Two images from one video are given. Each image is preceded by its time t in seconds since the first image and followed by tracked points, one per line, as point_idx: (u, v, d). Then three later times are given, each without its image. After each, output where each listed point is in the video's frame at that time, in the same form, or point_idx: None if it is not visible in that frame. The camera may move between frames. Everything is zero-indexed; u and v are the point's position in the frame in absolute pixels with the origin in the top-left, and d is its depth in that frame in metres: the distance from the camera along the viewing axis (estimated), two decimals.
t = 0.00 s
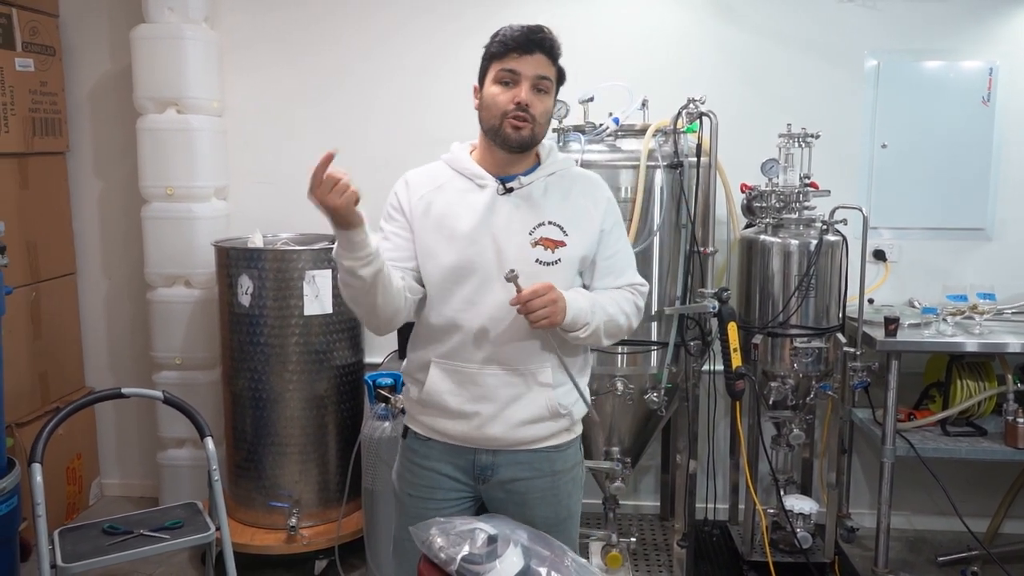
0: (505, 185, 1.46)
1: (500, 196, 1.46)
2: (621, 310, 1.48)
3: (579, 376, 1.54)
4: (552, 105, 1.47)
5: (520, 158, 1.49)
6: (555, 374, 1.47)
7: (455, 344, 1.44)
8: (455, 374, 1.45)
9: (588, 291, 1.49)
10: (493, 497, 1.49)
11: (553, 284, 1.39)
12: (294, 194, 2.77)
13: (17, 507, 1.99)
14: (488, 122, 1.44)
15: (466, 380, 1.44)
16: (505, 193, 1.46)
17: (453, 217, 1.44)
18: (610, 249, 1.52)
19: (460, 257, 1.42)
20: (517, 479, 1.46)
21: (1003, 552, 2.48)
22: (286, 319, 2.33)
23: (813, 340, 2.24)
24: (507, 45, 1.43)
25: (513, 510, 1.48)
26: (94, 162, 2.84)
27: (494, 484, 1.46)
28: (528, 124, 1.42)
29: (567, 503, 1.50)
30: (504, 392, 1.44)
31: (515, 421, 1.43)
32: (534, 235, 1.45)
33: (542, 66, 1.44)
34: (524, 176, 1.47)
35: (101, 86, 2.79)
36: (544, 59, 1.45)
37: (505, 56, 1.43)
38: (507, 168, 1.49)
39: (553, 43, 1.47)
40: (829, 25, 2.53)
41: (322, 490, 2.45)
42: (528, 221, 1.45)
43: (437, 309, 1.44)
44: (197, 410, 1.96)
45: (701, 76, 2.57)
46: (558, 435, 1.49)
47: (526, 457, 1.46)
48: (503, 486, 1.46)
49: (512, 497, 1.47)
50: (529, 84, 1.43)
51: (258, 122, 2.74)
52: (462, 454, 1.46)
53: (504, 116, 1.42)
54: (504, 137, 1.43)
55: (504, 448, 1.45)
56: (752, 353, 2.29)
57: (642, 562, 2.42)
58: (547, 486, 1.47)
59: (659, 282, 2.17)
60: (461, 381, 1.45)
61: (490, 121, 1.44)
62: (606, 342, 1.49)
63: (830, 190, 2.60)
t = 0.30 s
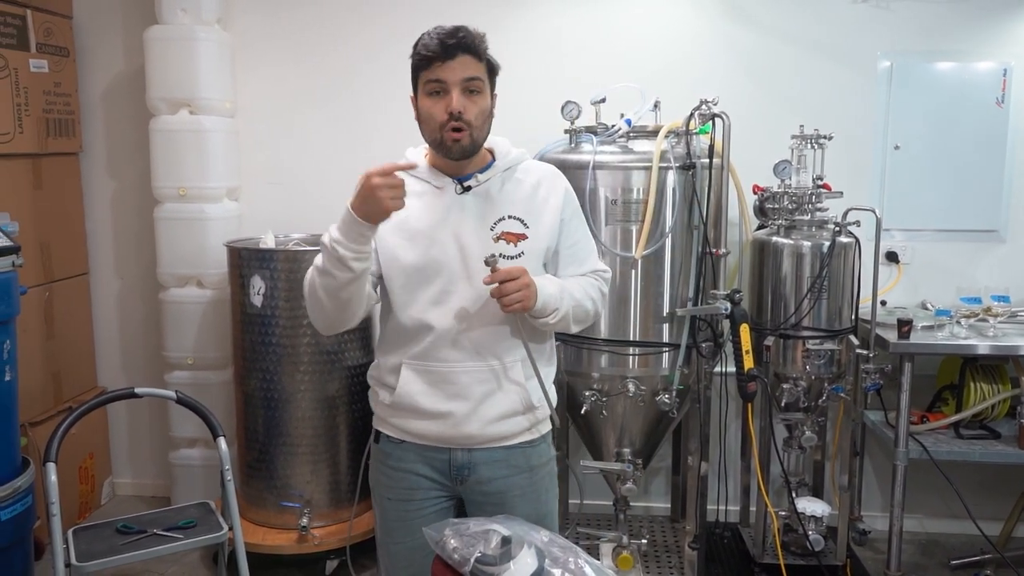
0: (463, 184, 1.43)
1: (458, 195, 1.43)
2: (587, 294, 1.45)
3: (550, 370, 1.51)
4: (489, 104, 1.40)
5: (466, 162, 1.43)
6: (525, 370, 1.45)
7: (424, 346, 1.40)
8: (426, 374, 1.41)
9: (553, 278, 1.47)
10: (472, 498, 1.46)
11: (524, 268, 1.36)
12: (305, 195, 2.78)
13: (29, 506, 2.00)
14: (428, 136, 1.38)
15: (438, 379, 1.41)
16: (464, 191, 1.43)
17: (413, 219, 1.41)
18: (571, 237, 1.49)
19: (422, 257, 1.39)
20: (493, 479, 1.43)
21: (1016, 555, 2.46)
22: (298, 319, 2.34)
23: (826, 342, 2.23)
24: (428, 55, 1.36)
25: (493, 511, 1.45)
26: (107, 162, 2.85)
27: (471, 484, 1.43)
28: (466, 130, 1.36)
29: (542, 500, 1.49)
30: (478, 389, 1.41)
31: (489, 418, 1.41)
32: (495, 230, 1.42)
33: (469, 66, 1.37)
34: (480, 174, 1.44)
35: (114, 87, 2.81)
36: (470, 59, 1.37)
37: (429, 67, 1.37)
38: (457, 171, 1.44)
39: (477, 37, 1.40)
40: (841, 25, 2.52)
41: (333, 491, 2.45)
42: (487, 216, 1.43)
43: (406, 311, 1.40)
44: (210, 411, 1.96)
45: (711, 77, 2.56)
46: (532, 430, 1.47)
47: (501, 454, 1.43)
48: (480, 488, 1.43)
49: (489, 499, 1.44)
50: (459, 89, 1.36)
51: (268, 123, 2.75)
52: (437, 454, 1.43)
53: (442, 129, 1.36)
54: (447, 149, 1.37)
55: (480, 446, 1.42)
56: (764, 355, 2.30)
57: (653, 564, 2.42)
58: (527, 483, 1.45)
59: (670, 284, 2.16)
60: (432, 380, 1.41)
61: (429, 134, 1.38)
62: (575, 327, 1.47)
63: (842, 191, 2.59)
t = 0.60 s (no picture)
0: (446, 186, 1.42)
1: (442, 198, 1.42)
2: (571, 296, 1.47)
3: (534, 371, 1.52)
4: (473, 104, 1.40)
5: (447, 160, 1.42)
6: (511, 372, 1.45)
7: (410, 351, 1.39)
8: (414, 378, 1.40)
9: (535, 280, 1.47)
10: (458, 501, 1.47)
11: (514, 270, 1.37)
12: (293, 195, 2.77)
13: (13, 509, 1.97)
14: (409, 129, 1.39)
15: (426, 383, 1.40)
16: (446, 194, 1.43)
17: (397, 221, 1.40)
18: (553, 240, 1.50)
19: (407, 260, 1.38)
20: (480, 482, 1.44)
21: (998, 555, 2.50)
22: (285, 321, 2.32)
23: (813, 344, 2.25)
24: (416, 49, 1.37)
25: (478, 514, 1.45)
26: (91, 161, 2.83)
27: (459, 487, 1.43)
28: (445, 126, 1.36)
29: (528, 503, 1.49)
30: (467, 391, 1.41)
31: (479, 420, 1.41)
32: (481, 231, 1.42)
33: (455, 65, 1.37)
34: (463, 175, 1.44)
35: (99, 84, 2.78)
36: (458, 57, 1.38)
37: (416, 61, 1.38)
38: (440, 169, 1.43)
39: (469, 39, 1.40)
40: (830, 29, 2.54)
41: (321, 492, 2.44)
42: (472, 218, 1.42)
43: (392, 314, 1.38)
44: (195, 411, 1.93)
45: (700, 80, 2.58)
46: (518, 431, 1.47)
47: (488, 457, 1.44)
48: (467, 491, 1.44)
49: (475, 502, 1.45)
50: (443, 86, 1.37)
51: (257, 122, 2.74)
52: (423, 458, 1.42)
53: (421, 121, 1.36)
54: (425, 142, 1.37)
55: (469, 448, 1.42)
56: (752, 357, 2.31)
57: (640, 565, 2.43)
58: (513, 485, 1.46)
59: (659, 285, 2.17)
60: (420, 384, 1.40)
61: (408, 127, 1.38)
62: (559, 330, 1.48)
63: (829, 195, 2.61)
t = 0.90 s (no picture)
0: (463, 184, 1.42)
1: (458, 195, 1.41)
2: (587, 294, 1.46)
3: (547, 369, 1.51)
4: (490, 101, 1.39)
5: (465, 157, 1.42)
6: (527, 370, 1.45)
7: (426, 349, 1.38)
8: (430, 376, 1.40)
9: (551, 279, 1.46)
10: (471, 499, 1.46)
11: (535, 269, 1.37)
12: (291, 192, 2.75)
13: (11, 508, 1.96)
14: (428, 128, 1.37)
15: (442, 381, 1.39)
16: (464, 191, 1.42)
17: (413, 220, 1.39)
18: (568, 240, 1.49)
19: (424, 257, 1.37)
20: (493, 480, 1.43)
21: (994, 550, 2.52)
22: (284, 318, 2.31)
23: (811, 342, 2.26)
24: (433, 48, 1.35)
25: (492, 513, 1.45)
26: (85, 158, 2.80)
27: (472, 485, 1.43)
28: (467, 124, 1.36)
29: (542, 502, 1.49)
30: (483, 389, 1.40)
31: (494, 419, 1.41)
32: (497, 230, 1.41)
33: (474, 63, 1.36)
34: (479, 173, 1.43)
35: (93, 80, 2.75)
36: (475, 55, 1.37)
37: (434, 60, 1.36)
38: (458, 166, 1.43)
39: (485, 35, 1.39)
40: (830, 27, 2.54)
41: (319, 491, 2.43)
42: (489, 217, 1.42)
43: (404, 312, 1.38)
44: (194, 409, 1.91)
45: (699, 77, 2.58)
46: (530, 430, 1.47)
47: (502, 455, 1.43)
48: (481, 489, 1.43)
49: (488, 500, 1.44)
50: (462, 84, 1.35)
51: (254, 119, 2.72)
52: (438, 456, 1.41)
53: (442, 120, 1.35)
54: (446, 142, 1.36)
55: (483, 447, 1.42)
56: (751, 354, 2.31)
57: (639, 562, 2.43)
58: (526, 482, 1.46)
59: (659, 283, 2.17)
60: (436, 382, 1.40)
61: (428, 126, 1.37)
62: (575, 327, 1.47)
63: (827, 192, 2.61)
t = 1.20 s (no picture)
0: (474, 189, 1.42)
1: (468, 200, 1.41)
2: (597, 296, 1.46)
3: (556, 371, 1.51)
4: (502, 115, 1.39)
5: (474, 170, 1.42)
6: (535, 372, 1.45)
7: (435, 352, 1.39)
8: (439, 379, 1.40)
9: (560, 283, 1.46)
10: (480, 501, 1.46)
11: (542, 275, 1.37)
12: (287, 194, 2.74)
13: (8, 514, 1.94)
14: (438, 142, 1.37)
15: (451, 384, 1.39)
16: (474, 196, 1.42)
17: (424, 225, 1.39)
18: (578, 243, 1.49)
19: (433, 260, 1.37)
20: (501, 482, 1.43)
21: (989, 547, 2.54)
22: (281, 321, 2.30)
23: (808, 342, 2.27)
24: (445, 63, 1.34)
25: (500, 515, 1.45)
26: (78, 159, 2.78)
27: (481, 487, 1.43)
28: (477, 142, 1.36)
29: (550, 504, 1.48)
30: (493, 392, 1.40)
31: (504, 421, 1.41)
32: (507, 234, 1.41)
33: (487, 79, 1.35)
34: (489, 178, 1.43)
35: (85, 81, 2.73)
36: (488, 70, 1.35)
37: (445, 75, 1.35)
38: (467, 176, 1.43)
39: (497, 48, 1.37)
40: (825, 28, 2.56)
41: (316, 493, 2.42)
42: (498, 220, 1.41)
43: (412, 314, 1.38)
44: (191, 413, 1.89)
45: (695, 78, 2.58)
46: (539, 432, 1.47)
47: (512, 457, 1.43)
48: (490, 491, 1.43)
49: (497, 502, 1.44)
50: (473, 101, 1.35)
51: (249, 120, 2.71)
52: (447, 458, 1.42)
53: (452, 137, 1.35)
54: (455, 158, 1.36)
55: (493, 448, 1.42)
56: (748, 354, 2.32)
57: (637, 562, 2.43)
58: (536, 484, 1.46)
59: (656, 284, 2.18)
60: (445, 385, 1.40)
61: (438, 140, 1.37)
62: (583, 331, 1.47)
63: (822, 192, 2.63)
